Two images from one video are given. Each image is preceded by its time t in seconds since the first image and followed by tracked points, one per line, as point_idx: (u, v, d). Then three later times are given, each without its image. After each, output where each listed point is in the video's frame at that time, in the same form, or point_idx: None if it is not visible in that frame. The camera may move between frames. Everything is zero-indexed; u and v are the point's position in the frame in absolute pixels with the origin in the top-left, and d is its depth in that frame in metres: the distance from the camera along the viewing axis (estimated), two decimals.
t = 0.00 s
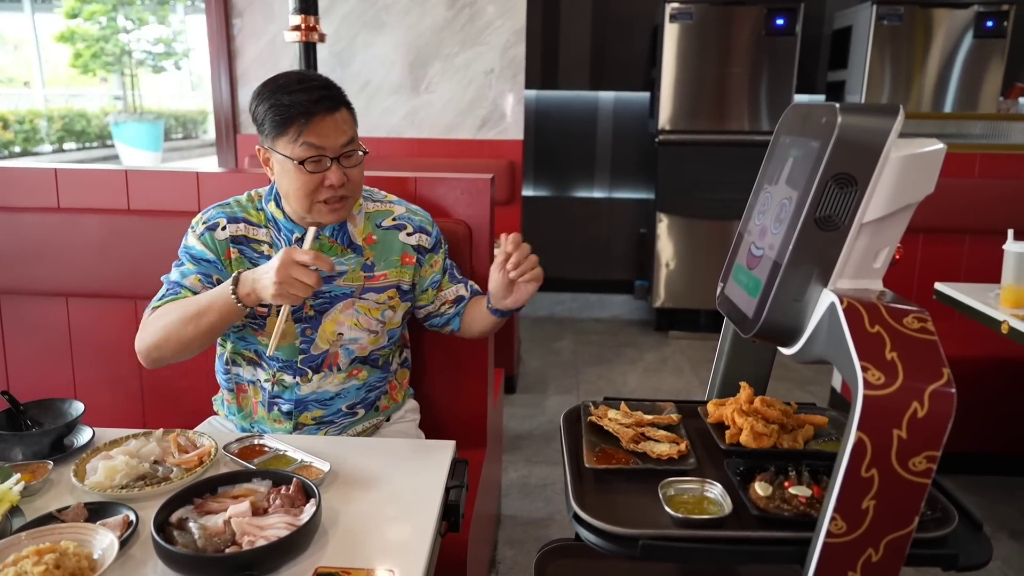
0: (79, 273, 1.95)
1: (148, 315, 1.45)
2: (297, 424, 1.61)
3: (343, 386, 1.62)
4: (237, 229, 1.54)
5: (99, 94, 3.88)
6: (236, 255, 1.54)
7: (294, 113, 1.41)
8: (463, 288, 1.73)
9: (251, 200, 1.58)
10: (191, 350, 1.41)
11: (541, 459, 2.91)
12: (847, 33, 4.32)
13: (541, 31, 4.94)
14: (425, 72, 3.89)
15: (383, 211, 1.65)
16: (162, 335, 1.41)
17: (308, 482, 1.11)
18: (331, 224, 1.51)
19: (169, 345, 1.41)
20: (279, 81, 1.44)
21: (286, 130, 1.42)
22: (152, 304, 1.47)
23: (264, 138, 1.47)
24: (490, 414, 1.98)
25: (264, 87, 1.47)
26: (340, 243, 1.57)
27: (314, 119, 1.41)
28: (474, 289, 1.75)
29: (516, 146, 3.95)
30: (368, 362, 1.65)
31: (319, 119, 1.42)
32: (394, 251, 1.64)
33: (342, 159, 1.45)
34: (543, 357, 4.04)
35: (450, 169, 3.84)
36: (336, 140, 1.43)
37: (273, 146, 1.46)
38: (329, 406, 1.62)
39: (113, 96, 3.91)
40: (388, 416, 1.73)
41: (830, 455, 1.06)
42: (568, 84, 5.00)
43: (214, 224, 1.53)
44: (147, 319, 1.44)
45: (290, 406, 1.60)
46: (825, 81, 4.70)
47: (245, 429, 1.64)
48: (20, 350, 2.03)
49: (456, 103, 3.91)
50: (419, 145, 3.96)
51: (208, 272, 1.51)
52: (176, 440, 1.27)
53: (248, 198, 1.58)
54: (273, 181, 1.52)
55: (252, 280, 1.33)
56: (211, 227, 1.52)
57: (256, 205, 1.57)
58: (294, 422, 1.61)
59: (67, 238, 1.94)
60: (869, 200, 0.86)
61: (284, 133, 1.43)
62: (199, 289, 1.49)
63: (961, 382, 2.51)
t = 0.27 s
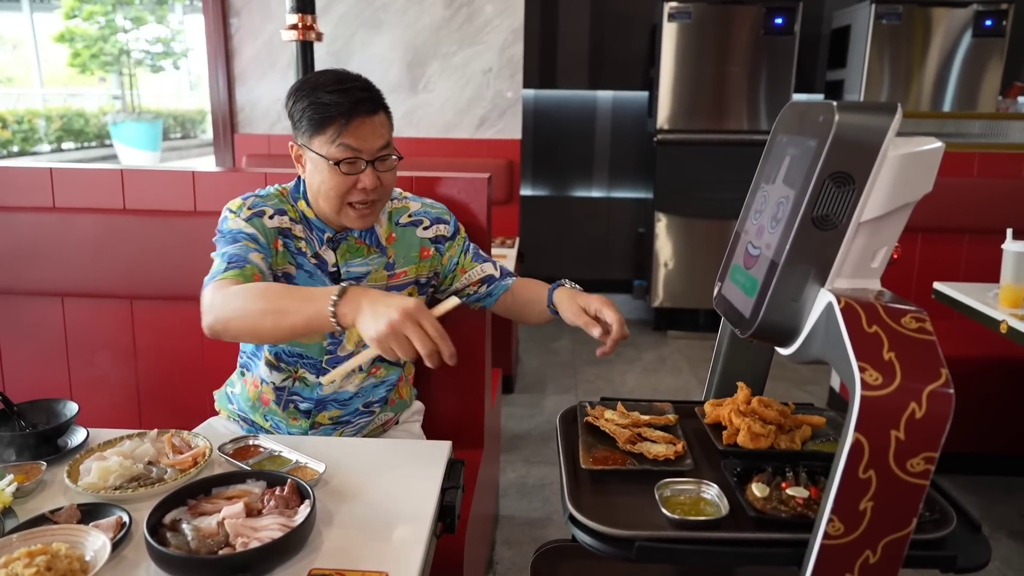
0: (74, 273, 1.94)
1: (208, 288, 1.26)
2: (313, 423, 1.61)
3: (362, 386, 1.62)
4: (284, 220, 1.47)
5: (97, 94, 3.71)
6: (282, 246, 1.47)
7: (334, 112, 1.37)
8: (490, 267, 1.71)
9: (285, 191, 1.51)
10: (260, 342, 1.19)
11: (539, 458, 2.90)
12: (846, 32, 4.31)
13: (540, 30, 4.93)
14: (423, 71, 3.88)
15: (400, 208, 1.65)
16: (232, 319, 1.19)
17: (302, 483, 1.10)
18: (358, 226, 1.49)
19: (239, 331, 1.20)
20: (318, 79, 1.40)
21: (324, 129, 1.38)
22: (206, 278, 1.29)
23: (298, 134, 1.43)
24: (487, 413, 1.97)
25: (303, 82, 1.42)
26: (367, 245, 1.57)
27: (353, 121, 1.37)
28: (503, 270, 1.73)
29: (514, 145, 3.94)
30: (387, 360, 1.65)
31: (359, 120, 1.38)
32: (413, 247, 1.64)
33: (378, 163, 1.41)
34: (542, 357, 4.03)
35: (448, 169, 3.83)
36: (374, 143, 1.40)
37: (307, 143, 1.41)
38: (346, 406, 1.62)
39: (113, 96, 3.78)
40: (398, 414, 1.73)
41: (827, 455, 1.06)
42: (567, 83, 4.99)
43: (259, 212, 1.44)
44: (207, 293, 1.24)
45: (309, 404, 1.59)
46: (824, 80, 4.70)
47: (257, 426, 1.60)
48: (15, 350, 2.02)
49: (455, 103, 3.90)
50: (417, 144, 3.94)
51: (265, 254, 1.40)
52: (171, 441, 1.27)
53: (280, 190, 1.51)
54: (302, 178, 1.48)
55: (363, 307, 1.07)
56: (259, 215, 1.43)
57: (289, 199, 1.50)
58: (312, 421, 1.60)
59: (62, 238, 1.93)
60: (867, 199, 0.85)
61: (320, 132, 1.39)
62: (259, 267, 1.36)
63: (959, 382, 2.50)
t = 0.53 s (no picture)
0: (69, 272, 1.93)
1: (294, 290, 1.20)
2: (330, 428, 1.60)
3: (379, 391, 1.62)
4: (328, 223, 1.42)
5: (96, 93, 3.72)
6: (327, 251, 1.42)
7: (369, 117, 1.31)
8: (503, 269, 1.72)
9: (316, 194, 1.45)
10: (363, 354, 1.12)
11: (536, 458, 2.90)
12: (844, 31, 4.31)
13: (538, 30, 4.93)
14: (421, 70, 3.88)
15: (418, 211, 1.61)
16: (336, 328, 1.13)
17: (296, 482, 1.09)
18: (389, 232, 1.45)
19: (343, 340, 1.13)
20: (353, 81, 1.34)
21: (358, 134, 1.33)
22: (281, 279, 1.22)
23: (328, 136, 1.38)
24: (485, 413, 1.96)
25: (337, 83, 1.36)
26: (393, 251, 1.53)
27: (389, 127, 1.32)
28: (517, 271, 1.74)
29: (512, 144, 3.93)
30: (404, 365, 1.64)
31: (395, 126, 1.33)
32: (432, 251, 1.62)
33: (412, 169, 1.37)
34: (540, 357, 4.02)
35: (445, 168, 3.82)
36: (409, 149, 1.35)
37: (339, 147, 1.36)
38: (362, 411, 1.62)
39: (111, 95, 3.78)
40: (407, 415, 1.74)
41: (824, 455, 1.05)
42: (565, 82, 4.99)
43: (312, 215, 1.39)
44: (298, 299, 1.18)
45: (328, 411, 1.57)
46: (823, 79, 4.69)
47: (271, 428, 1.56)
48: (10, 350, 2.01)
49: (452, 102, 3.89)
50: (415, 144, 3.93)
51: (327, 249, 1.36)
52: (165, 440, 1.26)
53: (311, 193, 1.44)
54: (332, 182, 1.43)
55: (478, 350, 1.00)
56: (309, 217, 1.38)
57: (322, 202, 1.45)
58: (329, 425, 1.59)
59: (57, 237, 1.93)
60: (863, 197, 0.85)
61: (355, 136, 1.33)
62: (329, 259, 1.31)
63: (957, 381, 2.50)
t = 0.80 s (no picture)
0: (66, 273, 1.93)
1: (336, 307, 1.16)
2: (343, 435, 1.60)
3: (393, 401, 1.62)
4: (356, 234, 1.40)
5: (96, 93, 3.72)
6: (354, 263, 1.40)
7: (403, 135, 1.26)
8: (515, 285, 1.70)
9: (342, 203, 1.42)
10: (411, 377, 1.10)
11: (535, 459, 2.89)
12: (843, 31, 4.31)
13: (537, 30, 4.93)
14: (420, 70, 3.87)
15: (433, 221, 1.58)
16: (385, 350, 1.11)
17: (291, 484, 1.09)
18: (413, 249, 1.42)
19: (392, 361, 1.11)
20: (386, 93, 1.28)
21: (390, 151, 1.27)
22: (319, 294, 1.19)
23: (357, 148, 1.32)
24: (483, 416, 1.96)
25: (369, 93, 1.30)
26: (413, 263, 1.52)
27: (422, 146, 1.27)
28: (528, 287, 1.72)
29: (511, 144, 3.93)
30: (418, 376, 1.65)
31: (428, 145, 1.28)
32: (449, 261, 1.61)
33: (442, 188, 1.33)
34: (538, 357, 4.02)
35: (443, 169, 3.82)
36: (441, 168, 1.30)
37: (368, 160, 1.31)
38: (375, 421, 1.62)
39: (110, 95, 3.78)
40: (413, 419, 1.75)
41: (820, 456, 1.05)
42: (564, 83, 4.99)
43: (343, 227, 1.37)
44: (342, 317, 1.15)
45: (344, 421, 1.56)
46: (822, 79, 4.69)
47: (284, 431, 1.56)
48: (7, 350, 2.00)
49: (451, 102, 3.89)
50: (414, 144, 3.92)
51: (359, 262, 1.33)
52: (160, 442, 1.25)
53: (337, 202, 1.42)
54: (356, 194, 1.39)
55: (536, 392, 0.97)
56: (340, 228, 1.36)
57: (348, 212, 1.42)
58: (342, 433, 1.59)
59: (54, 237, 1.92)
60: (859, 197, 0.85)
61: (387, 153, 1.28)
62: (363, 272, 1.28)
63: (956, 382, 2.49)
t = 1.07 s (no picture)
0: (61, 272, 1.93)
1: (337, 317, 1.15)
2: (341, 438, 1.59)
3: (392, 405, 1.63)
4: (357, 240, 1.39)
5: (96, 94, 3.71)
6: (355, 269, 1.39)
7: (403, 141, 1.25)
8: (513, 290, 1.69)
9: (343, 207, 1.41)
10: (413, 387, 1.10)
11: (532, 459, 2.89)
12: (842, 31, 4.30)
13: (535, 30, 4.93)
14: (418, 70, 3.87)
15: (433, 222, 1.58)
16: (386, 360, 1.10)
17: (283, 484, 1.09)
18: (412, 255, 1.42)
19: (392, 371, 1.11)
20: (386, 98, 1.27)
21: (390, 157, 1.27)
22: (320, 304, 1.18)
23: (356, 153, 1.32)
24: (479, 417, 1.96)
25: (369, 99, 1.29)
26: (415, 266, 1.51)
27: (422, 152, 1.26)
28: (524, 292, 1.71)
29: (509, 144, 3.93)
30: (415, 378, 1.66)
31: (428, 151, 1.27)
32: (448, 263, 1.61)
33: (441, 194, 1.32)
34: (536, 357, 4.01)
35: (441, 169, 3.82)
36: (440, 174, 1.29)
37: (368, 166, 1.30)
38: (373, 425, 1.62)
39: (110, 95, 3.75)
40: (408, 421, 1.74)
41: (813, 457, 1.05)
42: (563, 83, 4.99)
43: (344, 232, 1.36)
44: (344, 327, 1.14)
45: (343, 425, 1.56)
46: (820, 80, 4.68)
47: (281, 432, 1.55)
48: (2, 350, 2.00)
49: (448, 102, 3.88)
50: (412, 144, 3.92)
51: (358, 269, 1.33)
52: (154, 442, 1.25)
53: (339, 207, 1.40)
54: (356, 200, 1.38)
55: (537, 403, 0.97)
56: (341, 235, 1.35)
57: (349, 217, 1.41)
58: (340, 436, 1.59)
59: (49, 237, 1.92)
60: (852, 197, 0.84)
61: (386, 159, 1.27)
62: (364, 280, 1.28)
63: (954, 382, 2.49)
